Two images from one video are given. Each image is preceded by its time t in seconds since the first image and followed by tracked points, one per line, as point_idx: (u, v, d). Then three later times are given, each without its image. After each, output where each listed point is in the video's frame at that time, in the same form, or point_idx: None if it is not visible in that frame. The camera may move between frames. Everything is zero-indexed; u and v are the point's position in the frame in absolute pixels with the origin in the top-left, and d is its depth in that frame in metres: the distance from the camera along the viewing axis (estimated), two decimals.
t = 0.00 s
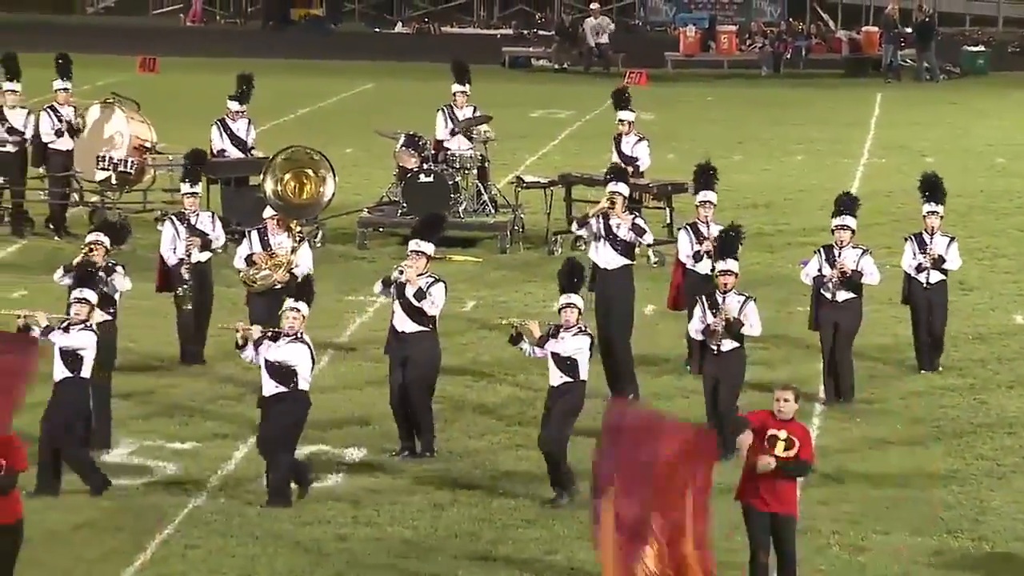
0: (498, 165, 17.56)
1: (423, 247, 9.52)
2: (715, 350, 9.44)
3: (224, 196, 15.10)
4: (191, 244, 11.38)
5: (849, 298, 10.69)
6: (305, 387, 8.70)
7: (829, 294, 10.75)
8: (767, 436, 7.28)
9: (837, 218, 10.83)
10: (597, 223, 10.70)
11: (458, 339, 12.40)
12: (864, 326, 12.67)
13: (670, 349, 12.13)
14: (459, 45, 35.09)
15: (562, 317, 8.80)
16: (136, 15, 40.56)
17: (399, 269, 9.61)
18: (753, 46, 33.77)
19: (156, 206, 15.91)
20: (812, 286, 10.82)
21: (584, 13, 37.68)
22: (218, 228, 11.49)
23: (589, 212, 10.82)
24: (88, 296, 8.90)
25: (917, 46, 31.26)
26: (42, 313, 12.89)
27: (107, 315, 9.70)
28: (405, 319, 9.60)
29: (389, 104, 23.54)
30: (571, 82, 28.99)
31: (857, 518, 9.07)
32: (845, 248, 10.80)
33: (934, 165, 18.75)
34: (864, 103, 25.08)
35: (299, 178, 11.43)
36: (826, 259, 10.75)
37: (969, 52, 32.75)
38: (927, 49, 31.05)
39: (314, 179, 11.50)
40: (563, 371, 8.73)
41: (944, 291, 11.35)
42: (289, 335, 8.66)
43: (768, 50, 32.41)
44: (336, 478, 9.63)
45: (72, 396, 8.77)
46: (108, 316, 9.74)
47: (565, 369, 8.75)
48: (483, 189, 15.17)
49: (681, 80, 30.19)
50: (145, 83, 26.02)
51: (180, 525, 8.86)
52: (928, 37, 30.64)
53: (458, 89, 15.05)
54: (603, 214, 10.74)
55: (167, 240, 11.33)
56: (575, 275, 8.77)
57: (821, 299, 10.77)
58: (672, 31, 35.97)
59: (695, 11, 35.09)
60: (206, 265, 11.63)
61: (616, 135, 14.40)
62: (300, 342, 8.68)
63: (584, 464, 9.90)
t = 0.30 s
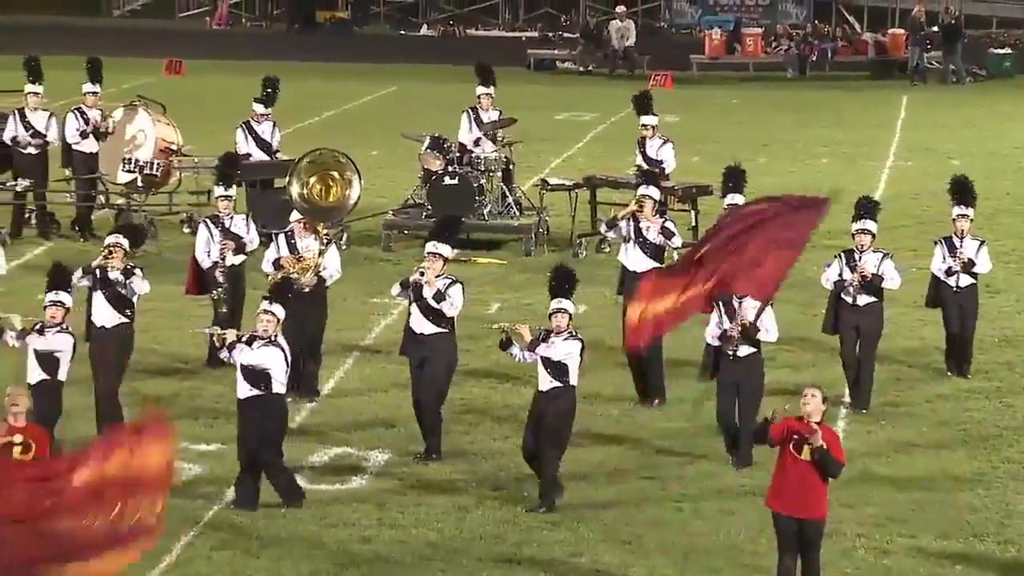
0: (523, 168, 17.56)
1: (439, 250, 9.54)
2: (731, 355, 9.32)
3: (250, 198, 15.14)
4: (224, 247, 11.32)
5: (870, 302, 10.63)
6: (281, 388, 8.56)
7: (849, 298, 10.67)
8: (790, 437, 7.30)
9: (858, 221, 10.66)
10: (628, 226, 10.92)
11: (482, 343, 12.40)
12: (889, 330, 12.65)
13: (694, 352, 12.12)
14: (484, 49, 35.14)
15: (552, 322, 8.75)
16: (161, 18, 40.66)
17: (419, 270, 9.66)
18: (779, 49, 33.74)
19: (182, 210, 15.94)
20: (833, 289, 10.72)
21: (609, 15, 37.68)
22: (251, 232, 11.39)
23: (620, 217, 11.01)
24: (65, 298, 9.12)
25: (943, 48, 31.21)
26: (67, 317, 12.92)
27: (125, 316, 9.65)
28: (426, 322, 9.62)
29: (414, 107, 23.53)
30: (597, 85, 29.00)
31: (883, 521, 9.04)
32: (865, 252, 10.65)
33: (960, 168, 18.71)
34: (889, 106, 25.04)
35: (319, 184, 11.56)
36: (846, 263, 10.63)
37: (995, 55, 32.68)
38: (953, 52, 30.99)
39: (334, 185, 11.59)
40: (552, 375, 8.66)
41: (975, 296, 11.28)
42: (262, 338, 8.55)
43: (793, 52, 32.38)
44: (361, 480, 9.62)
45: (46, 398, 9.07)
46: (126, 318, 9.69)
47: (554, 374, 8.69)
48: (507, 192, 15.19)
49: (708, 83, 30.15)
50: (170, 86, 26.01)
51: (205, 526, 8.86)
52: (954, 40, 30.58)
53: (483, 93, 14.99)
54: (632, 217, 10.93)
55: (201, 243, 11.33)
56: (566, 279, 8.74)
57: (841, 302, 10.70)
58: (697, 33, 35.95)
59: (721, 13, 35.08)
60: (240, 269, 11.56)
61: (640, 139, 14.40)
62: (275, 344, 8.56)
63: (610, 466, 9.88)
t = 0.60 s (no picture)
0: (546, 169, 17.57)
1: (457, 250, 9.53)
2: (745, 358, 9.33)
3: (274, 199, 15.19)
4: (253, 248, 11.26)
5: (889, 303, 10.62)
6: (263, 388, 8.61)
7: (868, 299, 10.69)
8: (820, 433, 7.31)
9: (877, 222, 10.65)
10: (652, 228, 10.79)
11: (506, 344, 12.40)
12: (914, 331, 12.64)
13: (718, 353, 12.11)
14: (509, 51, 35.11)
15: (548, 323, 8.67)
16: (185, 19, 40.73)
17: (433, 271, 9.61)
18: (804, 50, 33.68)
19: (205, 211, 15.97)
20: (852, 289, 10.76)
21: (633, 16, 37.62)
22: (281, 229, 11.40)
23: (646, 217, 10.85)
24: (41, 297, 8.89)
25: (968, 49, 31.16)
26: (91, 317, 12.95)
27: (145, 319, 9.62)
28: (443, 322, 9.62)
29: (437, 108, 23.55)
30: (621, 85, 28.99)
31: (906, 522, 9.03)
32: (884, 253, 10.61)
33: (984, 168, 18.69)
34: (913, 106, 25.01)
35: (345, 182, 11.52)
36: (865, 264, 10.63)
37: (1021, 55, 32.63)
38: (978, 52, 30.94)
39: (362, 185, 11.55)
40: (551, 377, 8.59)
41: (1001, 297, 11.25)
42: (241, 339, 8.54)
43: (817, 53, 32.37)
44: (383, 480, 9.63)
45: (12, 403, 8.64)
46: (147, 321, 9.66)
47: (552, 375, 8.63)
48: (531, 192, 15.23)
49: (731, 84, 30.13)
50: (194, 87, 26.03)
51: (230, 525, 8.87)
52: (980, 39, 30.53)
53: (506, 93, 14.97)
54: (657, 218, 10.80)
55: (230, 244, 11.40)
56: (561, 280, 8.66)
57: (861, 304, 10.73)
58: (722, 33, 35.88)
59: (746, 13, 34.98)
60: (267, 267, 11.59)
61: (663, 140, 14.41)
62: (254, 344, 8.56)
63: (633, 467, 9.88)
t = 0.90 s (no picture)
0: (567, 169, 17.58)
1: (474, 249, 9.52)
2: (760, 360, 9.35)
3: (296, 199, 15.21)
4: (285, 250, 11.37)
5: (907, 307, 10.48)
6: (241, 389, 8.67)
7: (885, 303, 10.53)
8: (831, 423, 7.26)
9: (894, 225, 10.62)
10: (676, 228, 10.76)
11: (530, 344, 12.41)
12: (936, 331, 12.62)
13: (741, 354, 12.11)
14: (530, 50, 35.09)
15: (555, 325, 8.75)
16: (206, 19, 40.76)
17: (450, 272, 9.67)
18: (825, 50, 33.61)
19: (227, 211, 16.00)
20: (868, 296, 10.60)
21: (654, 16, 37.57)
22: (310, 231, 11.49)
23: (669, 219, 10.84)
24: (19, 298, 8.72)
25: (991, 48, 31.11)
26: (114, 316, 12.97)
27: (160, 329, 9.77)
28: (457, 321, 9.65)
29: (459, 108, 23.55)
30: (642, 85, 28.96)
31: (928, 523, 9.01)
32: (903, 256, 10.55)
33: (1006, 169, 18.65)
34: (935, 106, 25.00)
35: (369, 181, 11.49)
36: (884, 267, 10.53)
37: None
38: (1001, 51, 30.89)
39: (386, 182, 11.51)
40: (560, 378, 8.64)
41: None
42: (218, 338, 8.60)
43: (839, 53, 32.34)
44: (405, 480, 9.64)
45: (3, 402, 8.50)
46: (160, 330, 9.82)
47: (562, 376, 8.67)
48: (552, 192, 15.23)
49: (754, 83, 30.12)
50: (216, 87, 26.05)
51: (252, 524, 8.88)
52: (1002, 39, 30.48)
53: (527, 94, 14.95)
54: (681, 220, 10.78)
55: (262, 243, 11.35)
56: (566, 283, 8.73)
57: (877, 308, 10.57)
58: (743, 34, 35.83)
59: (767, 13, 34.92)
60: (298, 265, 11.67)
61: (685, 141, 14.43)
62: (230, 344, 8.62)
63: (655, 467, 9.87)
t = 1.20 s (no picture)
0: (588, 168, 17.58)
1: (495, 249, 9.54)
2: (770, 364, 9.12)
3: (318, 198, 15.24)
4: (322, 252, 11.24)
5: (920, 309, 10.44)
6: (218, 387, 8.66)
7: (898, 306, 10.47)
8: (847, 455, 7.44)
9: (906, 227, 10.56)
10: (692, 228, 10.80)
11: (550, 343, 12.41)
12: (957, 333, 12.60)
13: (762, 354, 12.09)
14: (551, 49, 35.14)
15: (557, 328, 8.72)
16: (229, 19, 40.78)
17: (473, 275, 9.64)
18: (846, 49, 33.61)
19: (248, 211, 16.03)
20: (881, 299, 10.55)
21: (675, 16, 37.54)
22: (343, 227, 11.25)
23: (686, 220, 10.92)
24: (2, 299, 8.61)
25: (1012, 48, 31.05)
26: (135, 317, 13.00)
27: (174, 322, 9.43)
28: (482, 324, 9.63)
29: (479, 108, 23.54)
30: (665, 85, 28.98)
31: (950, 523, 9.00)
32: (916, 259, 10.51)
33: None
34: (956, 106, 24.95)
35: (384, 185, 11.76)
36: (896, 269, 10.48)
37: None
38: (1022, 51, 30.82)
39: (401, 187, 11.79)
40: (565, 384, 8.62)
41: None
42: (198, 337, 8.56)
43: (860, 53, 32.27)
44: (425, 480, 9.63)
45: None
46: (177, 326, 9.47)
47: (565, 381, 8.65)
48: (573, 192, 15.23)
49: (775, 83, 30.07)
50: (237, 88, 26.06)
51: (272, 524, 8.89)
52: None
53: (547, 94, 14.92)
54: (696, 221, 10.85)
55: (296, 244, 11.36)
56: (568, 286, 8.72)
57: (890, 311, 10.51)
58: (764, 33, 35.78)
59: (788, 13, 34.92)
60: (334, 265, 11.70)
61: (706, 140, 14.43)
62: (209, 343, 8.58)
63: (675, 467, 9.86)
